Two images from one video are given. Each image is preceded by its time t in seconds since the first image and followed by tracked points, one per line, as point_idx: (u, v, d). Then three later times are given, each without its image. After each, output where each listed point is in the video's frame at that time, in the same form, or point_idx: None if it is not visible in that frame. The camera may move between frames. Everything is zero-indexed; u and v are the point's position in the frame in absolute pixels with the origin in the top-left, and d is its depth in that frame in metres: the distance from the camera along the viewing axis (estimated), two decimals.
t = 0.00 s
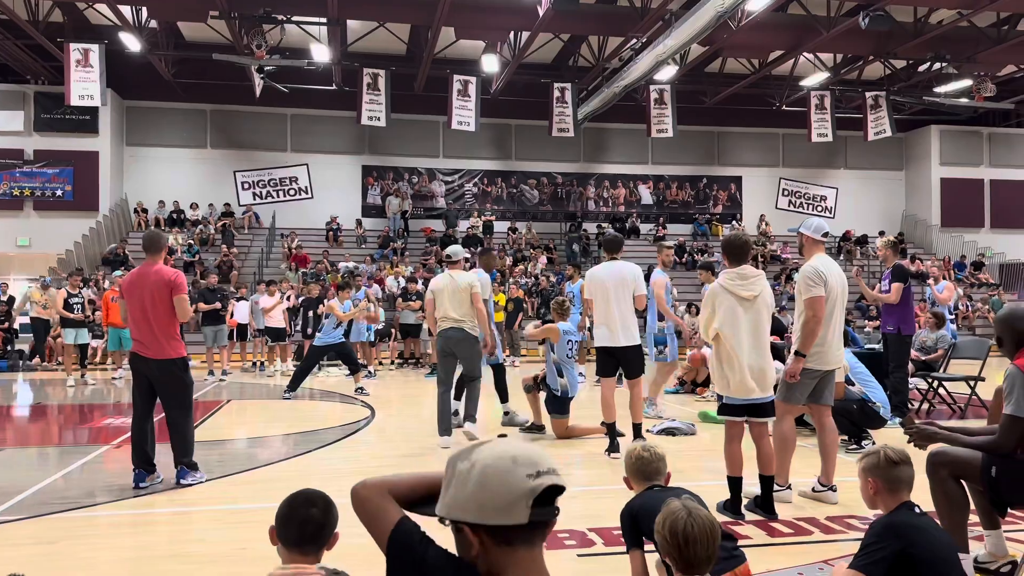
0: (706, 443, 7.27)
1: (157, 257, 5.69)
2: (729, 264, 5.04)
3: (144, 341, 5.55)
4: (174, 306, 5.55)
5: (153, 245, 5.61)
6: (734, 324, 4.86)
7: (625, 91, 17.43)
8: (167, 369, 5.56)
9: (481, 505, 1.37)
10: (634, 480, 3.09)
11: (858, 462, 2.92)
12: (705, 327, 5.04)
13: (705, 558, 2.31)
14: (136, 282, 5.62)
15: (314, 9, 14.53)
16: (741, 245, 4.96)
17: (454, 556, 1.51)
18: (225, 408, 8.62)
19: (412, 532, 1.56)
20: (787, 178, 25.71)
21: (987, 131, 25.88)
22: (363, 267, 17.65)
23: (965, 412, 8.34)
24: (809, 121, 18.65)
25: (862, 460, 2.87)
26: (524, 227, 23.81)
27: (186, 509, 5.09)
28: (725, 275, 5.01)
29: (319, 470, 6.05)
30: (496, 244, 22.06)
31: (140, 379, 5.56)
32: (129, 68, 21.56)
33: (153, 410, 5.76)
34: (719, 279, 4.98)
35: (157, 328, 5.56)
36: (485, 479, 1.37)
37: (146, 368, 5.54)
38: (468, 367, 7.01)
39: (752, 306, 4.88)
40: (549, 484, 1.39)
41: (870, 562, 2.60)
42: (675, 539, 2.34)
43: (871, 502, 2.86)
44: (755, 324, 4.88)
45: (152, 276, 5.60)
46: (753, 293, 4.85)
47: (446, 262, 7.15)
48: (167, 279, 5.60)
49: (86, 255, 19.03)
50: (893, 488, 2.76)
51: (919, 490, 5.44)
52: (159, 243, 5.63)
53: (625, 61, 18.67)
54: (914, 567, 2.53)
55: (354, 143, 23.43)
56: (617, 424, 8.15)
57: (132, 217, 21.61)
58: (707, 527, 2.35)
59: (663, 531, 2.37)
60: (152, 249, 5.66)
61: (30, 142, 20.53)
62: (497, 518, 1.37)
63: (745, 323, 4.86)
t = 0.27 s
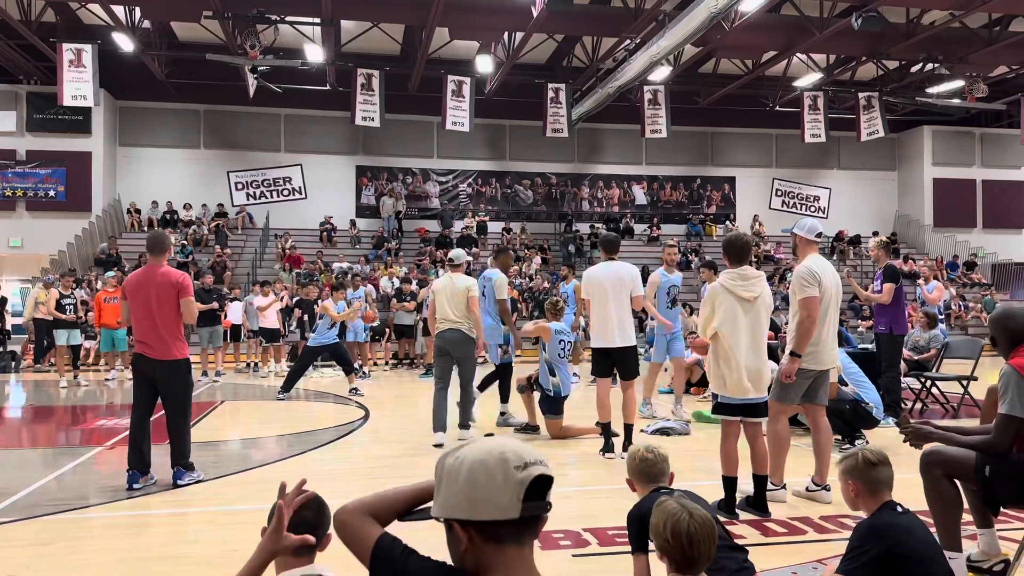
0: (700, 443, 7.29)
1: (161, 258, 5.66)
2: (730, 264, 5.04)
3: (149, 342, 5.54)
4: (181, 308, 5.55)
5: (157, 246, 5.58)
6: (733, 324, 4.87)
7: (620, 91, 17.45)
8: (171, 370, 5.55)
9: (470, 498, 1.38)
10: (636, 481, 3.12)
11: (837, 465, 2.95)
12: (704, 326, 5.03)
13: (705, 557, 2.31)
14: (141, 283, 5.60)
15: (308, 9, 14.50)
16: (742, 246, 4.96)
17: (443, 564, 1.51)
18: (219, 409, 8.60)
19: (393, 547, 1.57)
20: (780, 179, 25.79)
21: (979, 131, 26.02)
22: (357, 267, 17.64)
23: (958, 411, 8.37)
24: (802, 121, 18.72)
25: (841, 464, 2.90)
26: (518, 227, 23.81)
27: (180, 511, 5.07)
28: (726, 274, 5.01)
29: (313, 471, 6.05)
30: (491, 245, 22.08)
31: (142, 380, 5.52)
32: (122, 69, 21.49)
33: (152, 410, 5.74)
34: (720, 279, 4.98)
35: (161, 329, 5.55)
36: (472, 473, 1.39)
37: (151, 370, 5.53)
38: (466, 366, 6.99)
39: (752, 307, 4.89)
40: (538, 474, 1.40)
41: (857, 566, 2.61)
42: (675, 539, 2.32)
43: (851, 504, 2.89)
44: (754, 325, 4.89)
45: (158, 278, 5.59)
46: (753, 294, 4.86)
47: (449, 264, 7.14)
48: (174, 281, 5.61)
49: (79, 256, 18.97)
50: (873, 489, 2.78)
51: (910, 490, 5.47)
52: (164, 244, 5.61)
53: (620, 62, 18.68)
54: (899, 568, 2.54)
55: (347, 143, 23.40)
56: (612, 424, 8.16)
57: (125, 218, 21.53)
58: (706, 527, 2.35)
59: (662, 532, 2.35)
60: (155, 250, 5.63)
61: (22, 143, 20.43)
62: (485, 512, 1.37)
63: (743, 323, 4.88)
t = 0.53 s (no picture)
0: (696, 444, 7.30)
1: (166, 260, 5.65)
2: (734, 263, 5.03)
3: (155, 344, 5.53)
4: (186, 310, 5.55)
5: (162, 248, 5.57)
6: (738, 323, 4.87)
7: (614, 92, 17.45)
8: (175, 372, 5.54)
9: (485, 494, 1.38)
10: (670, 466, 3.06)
11: (832, 466, 2.94)
12: (707, 324, 5.02)
13: (684, 559, 2.30)
14: (145, 284, 5.59)
15: (302, 11, 14.50)
16: (746, 246, 4.97)
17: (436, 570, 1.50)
18: (214, 412, 8.58)
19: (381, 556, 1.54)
20: (774, 179, 25.84)
21: (972, 131, 26.11)
22: (352, 269, 17.62)
23: (953, 411, 8.40)
24: (796, 122, 18.76)
25: (835, 464, 2.90)
26: (513, 228, 23.81)
27: (176, 514, 5.06)
28: (730, 274, 5.00)
29: (308, 474, 6.04)
30: (486, 246, 22.08)
31: (146, 381, 5.51)
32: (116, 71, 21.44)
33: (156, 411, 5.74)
34: (724, 278, 4.98)
35: (166, 331, 5.55)
36: (489, 470, 1.38)
37: (155, 372, 5.52)
38: (463, 365, 6.93)
39: (757, 307, 4.90)
40: (555, 477, 1.40)
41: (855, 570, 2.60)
42: (652, 543, 2.31)
43: (846, 506, 2.87)
44: (757, 325, 4.90)
45: (163, 280, 5.58)
46: (758, 294, 4.88)
47: (451, 264, 7.17)
48: (178, 283, 5.59)
49: (72, 258, 18.92)
50: (867, 490, 2.78)
51: (905, 489, 5.48)
52: (168, 246, 5.60)
53: (614, 63, 18.69)
54: (896, 567, 2.55)
55: (342, 145, 23.38)
56: (608, 425, 8.16)
57: (119, 220, 21.46)
58: (685, 531, 2.31)
59: (641, 535, 2.33)
60: (159, 252, 5.62)
61: (16, 146, 20.37)
62: (498, 509, 1.37)
63: (748, 323, 4.88)
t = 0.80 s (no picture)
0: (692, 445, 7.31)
1: (167, 264, 5.64)
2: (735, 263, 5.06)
3: (155, 348, 5.53)
4: (186, 314, 5.53)
5: (163, 252, 5.56)
6: (740, 323, 4.89)
7: (609, 94, 17.47)
8: (176, 376, 5.55)
9: (483, 499, 1.37)
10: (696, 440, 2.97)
11: (827, 466, 2.95)
12: (709, 323, 5.03)
13: (647, 551, 2.41)
14: (145, 289, 5.57)
15: (296, 13, 14.48)
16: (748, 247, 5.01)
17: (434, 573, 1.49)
18: (210, 415, 8.55)
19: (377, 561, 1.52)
20: (768, 180, 25.90)
21: (964, 131, 26.22)
22: (347, 271, 17.60)
23: (947, 410, 8.44)
24: (790, 123, 18.82)
25: (830, 464, 2.90)
26: (508, 230, 23.82)
27: (171, 518, 5.04)
28: (732, 273, 5.03)
29: (305, 477, 6.03)
30: (481, 248, 22.08)
31: (148, 385, 5.52)
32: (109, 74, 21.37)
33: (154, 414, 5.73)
34: (727, 278, 5.01)
35: (167, 335, 5.54)
36: (489, 471, 1.38)
37: (156, 376, 5.52)
38: (459, 368, 6.94)
39: (758, 307, 4.94)
40: (554, 479, 1.41)
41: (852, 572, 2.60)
42: (619, 537, 2.42)
43: (842, 506, 2.89)
44: (759, 325, 4.93)
45: (163, 283, 5.56)
46: (760, 294, 4.92)
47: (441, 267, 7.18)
48: (177, 286, 5.57)
49: (66, 262, 18.86)
50: (863, 489, 2.79)
51: (901, 489, 5.50)
52: (168, 249, 5.59)
53: (609, 64, 18.71)
54: (894, 567, 2.56)
55: (336, 148, 23.36)
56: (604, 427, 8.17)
57: (113, 224, 21.39)
58: (645, 522, 2.43)
59: (605, 528, 2.46)
60: (159, 255, 5.61)
61: (9, 149, 20.29)
62: (499, 513, 1.37)
63: (750, 322, 4.91)
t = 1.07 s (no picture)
0: (688, 446, 7.31)
1: (158, 268, 5.62)
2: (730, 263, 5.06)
3: (145, 351, 5.51)
4: (174, 317, 5.50)
5: (152, 256, 5.53)
6: (735, 323, 4.90)
7: (603, 95, 17.49)
8: (167, 379, 5.52)
9: (474, 503, 1.34)
10: (718, 454, 2.90)
11: (823, 466, 2.96)
12: (704, 323, 5.03)
13: (634, 549, 2.44)
14: (137, 293, 5.58)
15: (290, 16, 14.46)
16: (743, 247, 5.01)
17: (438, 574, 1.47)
18: (205, 419, 8.52)
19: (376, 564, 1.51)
20: (762, 181, 25.95)
21: (957, 131, 26.32)
22: (342, 274, 17.60)
23: (942, 409, 8.46)
24: (784, 123, 18.86)
25: (826, 464, 2.91)
26: (503, 232, 23.84)
27: (166, 523, 5.02)
28: (727, 274, 5.03)
29: (300, 480, 6.01)
30: (476, 250, 22.10)
31: (140, 389, 5.51)
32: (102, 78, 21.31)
33: (151, 417, 5.72)
34: (722, 278, 5.00)
35: (157, 338, 5.52)
36: (474, 472, 1.35)
37: (148, 379, 5.52)
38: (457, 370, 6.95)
39: (753, 308, 4.93)
40: (541, 466, 1.38)
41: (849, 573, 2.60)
42: (609, 532, 2.46)
43: (837, 506, 2.89)
44: (754, 325, 4.93)
45: (153, 286, 5.55)
46: (756, 295, 4.91)
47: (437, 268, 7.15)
48: (166, 290, 5.55)
49: (60, 266, 18.81)
50: (858, 489, 2.79)
51: (898, 488, 5.50)
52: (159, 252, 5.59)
53: (603, 66, 18.75)
54: (890, 567, 2.56)
55: (331, 150, 23.33)
56: (600, 428, 8.17)
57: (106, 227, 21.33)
58: (635, 519, 2.46)
59: (595, 521, 2.52)
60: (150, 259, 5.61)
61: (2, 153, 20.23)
62: (488, 512, 1.34)
63: (745, 323, 4.91)
